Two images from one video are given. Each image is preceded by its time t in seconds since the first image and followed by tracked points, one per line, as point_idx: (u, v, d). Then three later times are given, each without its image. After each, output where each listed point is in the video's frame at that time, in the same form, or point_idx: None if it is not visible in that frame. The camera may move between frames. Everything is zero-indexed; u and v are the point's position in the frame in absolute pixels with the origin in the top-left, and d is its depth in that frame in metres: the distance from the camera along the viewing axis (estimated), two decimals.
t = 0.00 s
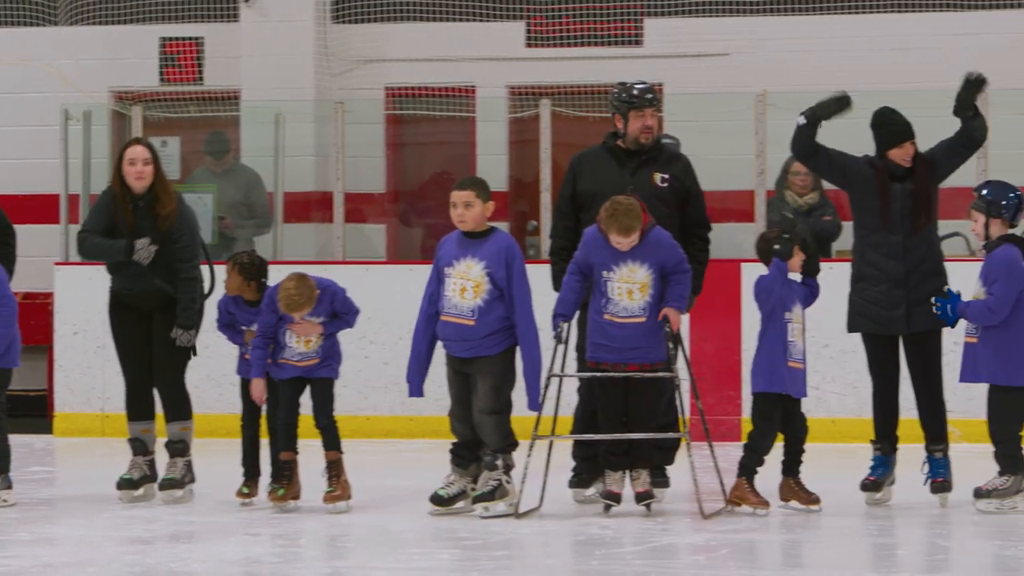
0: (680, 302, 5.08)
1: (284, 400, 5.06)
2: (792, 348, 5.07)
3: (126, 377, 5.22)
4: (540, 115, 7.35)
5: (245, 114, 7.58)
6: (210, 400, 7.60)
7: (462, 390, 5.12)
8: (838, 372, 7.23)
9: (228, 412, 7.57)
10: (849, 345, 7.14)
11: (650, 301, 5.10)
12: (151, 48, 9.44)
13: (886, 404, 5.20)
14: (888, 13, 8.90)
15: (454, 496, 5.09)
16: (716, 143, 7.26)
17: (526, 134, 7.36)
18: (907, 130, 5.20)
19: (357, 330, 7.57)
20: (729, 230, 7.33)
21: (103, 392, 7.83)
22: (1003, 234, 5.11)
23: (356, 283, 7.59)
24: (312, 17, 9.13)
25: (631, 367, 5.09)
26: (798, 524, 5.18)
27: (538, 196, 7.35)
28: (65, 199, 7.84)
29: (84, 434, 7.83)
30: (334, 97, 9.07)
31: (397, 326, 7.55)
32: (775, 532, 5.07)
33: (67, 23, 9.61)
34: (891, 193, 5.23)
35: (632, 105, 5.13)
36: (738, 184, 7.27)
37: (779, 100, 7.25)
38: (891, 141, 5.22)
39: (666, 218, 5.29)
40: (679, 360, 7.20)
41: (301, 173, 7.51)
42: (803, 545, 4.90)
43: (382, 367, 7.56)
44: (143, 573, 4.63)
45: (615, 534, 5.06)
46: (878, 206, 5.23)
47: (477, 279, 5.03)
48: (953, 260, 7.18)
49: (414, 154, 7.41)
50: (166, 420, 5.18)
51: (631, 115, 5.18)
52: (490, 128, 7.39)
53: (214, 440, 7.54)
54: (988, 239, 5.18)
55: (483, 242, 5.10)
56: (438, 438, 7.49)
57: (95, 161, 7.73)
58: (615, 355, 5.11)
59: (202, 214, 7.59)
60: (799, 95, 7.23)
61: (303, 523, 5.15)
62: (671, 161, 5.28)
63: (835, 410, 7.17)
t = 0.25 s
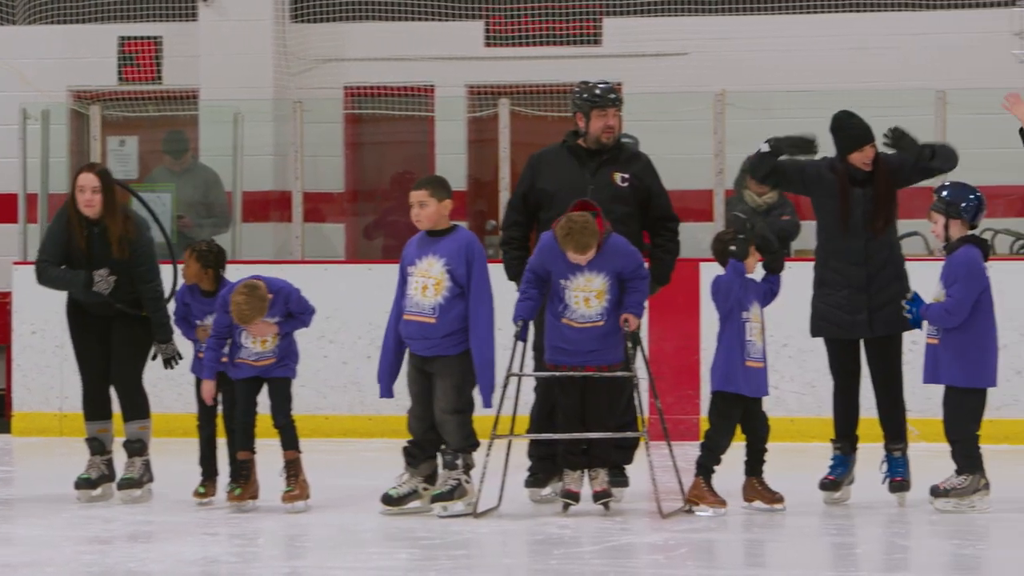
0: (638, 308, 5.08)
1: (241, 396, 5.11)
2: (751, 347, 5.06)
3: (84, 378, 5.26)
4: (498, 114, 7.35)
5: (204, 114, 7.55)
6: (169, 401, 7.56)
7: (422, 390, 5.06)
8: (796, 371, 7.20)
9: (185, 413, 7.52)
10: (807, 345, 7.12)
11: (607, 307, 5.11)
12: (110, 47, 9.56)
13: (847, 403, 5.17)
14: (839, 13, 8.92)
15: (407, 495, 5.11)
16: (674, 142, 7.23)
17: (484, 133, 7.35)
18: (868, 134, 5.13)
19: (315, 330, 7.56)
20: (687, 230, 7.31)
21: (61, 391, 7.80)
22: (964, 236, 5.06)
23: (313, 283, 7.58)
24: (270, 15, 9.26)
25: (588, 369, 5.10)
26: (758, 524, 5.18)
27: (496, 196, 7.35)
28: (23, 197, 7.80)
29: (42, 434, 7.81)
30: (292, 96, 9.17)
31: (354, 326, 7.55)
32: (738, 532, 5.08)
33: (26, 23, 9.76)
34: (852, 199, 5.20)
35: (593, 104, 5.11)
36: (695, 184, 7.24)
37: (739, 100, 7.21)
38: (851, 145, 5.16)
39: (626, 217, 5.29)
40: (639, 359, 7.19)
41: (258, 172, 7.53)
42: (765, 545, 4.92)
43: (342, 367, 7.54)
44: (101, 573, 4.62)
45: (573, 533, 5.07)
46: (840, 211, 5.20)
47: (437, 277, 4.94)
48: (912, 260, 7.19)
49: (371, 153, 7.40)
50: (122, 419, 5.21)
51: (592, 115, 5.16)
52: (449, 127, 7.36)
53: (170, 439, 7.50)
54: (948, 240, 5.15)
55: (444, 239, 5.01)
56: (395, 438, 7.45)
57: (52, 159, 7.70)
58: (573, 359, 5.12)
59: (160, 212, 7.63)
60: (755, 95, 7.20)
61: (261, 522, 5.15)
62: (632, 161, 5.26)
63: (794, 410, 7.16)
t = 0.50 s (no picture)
0: (593, 308, 5.10)
1: (195, 396, 5.15)
2: (705, 348, 5.07)
3: (38, 380, 5.30)
4: (452, 114, 7.36)
5: (158, 113, 7.57)
6: (124, 401, 7.56)
7: (376, 391, 5.06)
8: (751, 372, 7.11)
9: (141, 413, 7.52)
10: (763, 344, 7.04)
11: (562, 312, 5.12)
12: (65, 48, 9.63)
13: (803, 403, 5.15)
14: (803, 13, 9.08)
15: (365, 496, 5.02)
16: (630, 142, 7.25)
17: (440, 133, 7.39)
18: (823, 142, 5.07)
19: (270, 330, 7.48)
20: (642, 229, 7.32)
21: (17, 391, 7.77)
22: (919, 234, 5.01)
23: (268, 283, 7.52)
24: (225, 15, 9.36)
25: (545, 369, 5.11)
26: (717, 524, 5.18)
27: (452, 196, 7.38)
28: None
29: None
30: (247, 96, 9.30)
31: (309, 326, 7.47)
32: (698, 532, 5.09)
33: None
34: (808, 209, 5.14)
35: (550, 103, 5.14)
36: (651, 183, 7.26)
37: (693, 100, 7.22)
38: (807, 152, 5.09)
39: (582, 217, 5.31)
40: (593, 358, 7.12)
41: (216, 171, 7.48)
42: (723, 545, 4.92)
43: (296, 367, 7.46)
44: (55, 573, 4.60)
45: (528, 533, 5.06)
46: (795, 223, 5.15)
47: (388, 277, 4.98)
48: (867, 261, 7.11)
49: (327, 153, 7.46)
50: (76, 420, 5.26)
51: (548, 114, 5.19)
52: (404, 127, 7.40)
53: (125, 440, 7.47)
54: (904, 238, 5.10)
55: (398, 239, 5.05)
56: (352, 439, 7.37)
57: (5, 158, 7.59)
58: (530, 362, 5.13)
59: (115, 212, 7.60)
60: (710, 95, 7.20)
61: (216, 523, 5.15)
62: (586, 161, 5.28)
63: (748, 410, 7.05)
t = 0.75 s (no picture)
0: (544, 308, 5.07)
1: (146, 400, 5.15)
2: (653, 358, 5.12)
3: None
4: (404, 115, 7.33)
5: (110, 113, 7.57)
6: (75, 401, 7.59)
7: (328, 392, 5.05)
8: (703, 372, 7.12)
9: (92, 414, 7.55)
10: (714, 345, 7.05)
11: (515, 309, 5.11)
12: (17, 47, 9.70)
13: (755, 407, 5.11)
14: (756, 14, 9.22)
15: (317, 496, 5.01)
16: (584, 143, 7.24)
17: (391, 133, 7.36)
18: (773, 146, 5.04)
19: (223, 330, 7.53)
20: (594, 230, 7.32)
21: None
22: (869, 233, 4.98)
23: (219, 282, 7.58)
24: (177, 15, 9.46)
25: (497, 369, 5.09)
26: (669, 523, 5.19)
27: (403, 197, 7.37)
28: None
29: None
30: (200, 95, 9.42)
31: (261, 326, 7.51)
32: (650, 532, 5.10)
33: None
34: (759, 212, 5.14)
35: (500, 104, 5.17)
36: (602, 184, 7.26)
37: (645, 100, 7.24)
38: (756, 155, 5.06)
39: (531, 216, 5.36)
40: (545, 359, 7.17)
41: (167, 172, 7.49)
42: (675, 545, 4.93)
43: (248, 368, 7.51)
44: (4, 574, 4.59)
45: (480, 534, 5.07)
46: (747, 224, 5.15)
47: (337, 277, 4.99)
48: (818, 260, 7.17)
49: (279, 154, 7.44)
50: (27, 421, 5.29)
51: (497, 114, 5.22)
52: (356, 127, 7.39)
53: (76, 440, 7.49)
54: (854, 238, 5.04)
55: (348, 239, 5.05)
56: (302, 439, 7.42)
57: None
58: (484, 361, 5.10)
59: (67, 212, 7.60)
60: (663, 96, 7.23)
61: (168, 523, 5.15)
62: (536, 161, 5.34)
63: (700, 410, 7.06)
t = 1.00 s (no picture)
0: (495, 309, 5.03)
1: (97, 400, 5.15)
2: (601, 355, 5.18)
3: None
4: (354, 115, 7.39)
5: (60, 114, 7.55)
6: (24, 402, 7.60)
7: (275, 393, 5.07)
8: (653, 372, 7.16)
9: (41, 414, 7.55)
10: (663, 345, 7.10)
11: (468, 302, 5.08)
12: None
13: (703, 406, 5.12)
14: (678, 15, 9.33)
15: (262, 497, 5.09)
16: (533, 143, 7.25)
17: (341, 134, 7.40)
18: (722, 145, 5.04)
19: (172, 330, 7.56)
20: (544, 230, 7.35)
21: None
22: (819, 231, 4.92)
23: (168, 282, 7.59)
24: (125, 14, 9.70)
25: (448, 368, 5.06)
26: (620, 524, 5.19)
27: (353, 198, 7.40)
28: None
29: None
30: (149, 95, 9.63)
31: (211, 326, 7.52)
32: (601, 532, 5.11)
33: None
34: (709, 211, 5.13)
35: (446, 104, 5.18)
36: (552, 185, 7.30)
37: (595, 101, 7.28)
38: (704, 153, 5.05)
39: (480, 215, 5.39)
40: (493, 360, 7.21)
41: (117, 173, 7.49)
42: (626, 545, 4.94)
43: (197, 368, 7.52)
44: None
45: (430, 534, 5.08)
46: (697, 223, 5.14)
47: (289, 276, 4.97)
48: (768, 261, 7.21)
49: (229, 154, 7.48)
50: None
51: (444, 114, 5.23)
52: (306, 128, 7.45)
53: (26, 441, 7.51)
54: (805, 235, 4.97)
55: (301, 238, 5.04)
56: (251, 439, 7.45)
57: None
58: (436, 357, 5.07)
59: (16, 213, 7.59)
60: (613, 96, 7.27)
61: (117, 523, 5.14)
62: (483, 160, 5.38)
63: (650, 410, 7.08)
